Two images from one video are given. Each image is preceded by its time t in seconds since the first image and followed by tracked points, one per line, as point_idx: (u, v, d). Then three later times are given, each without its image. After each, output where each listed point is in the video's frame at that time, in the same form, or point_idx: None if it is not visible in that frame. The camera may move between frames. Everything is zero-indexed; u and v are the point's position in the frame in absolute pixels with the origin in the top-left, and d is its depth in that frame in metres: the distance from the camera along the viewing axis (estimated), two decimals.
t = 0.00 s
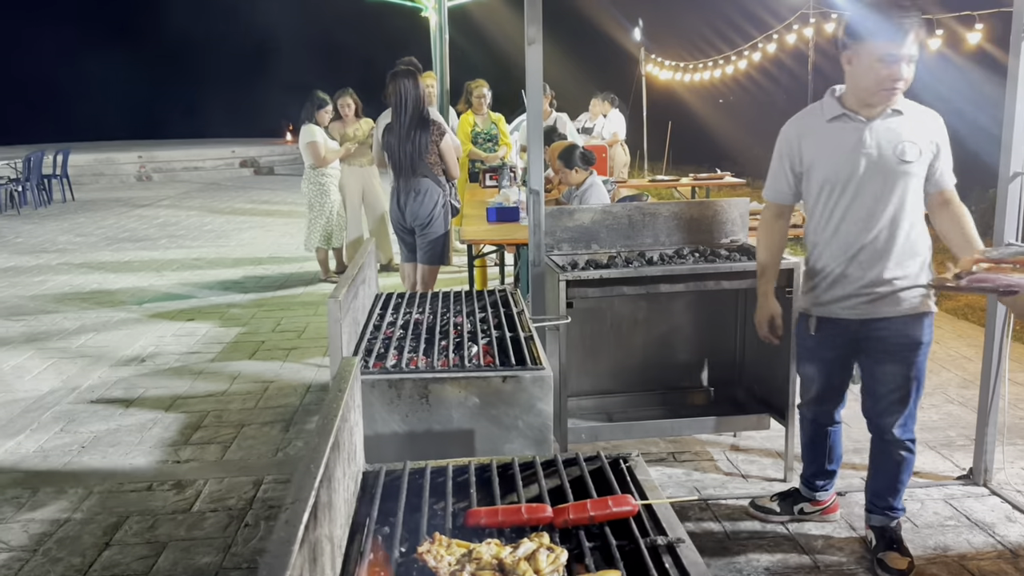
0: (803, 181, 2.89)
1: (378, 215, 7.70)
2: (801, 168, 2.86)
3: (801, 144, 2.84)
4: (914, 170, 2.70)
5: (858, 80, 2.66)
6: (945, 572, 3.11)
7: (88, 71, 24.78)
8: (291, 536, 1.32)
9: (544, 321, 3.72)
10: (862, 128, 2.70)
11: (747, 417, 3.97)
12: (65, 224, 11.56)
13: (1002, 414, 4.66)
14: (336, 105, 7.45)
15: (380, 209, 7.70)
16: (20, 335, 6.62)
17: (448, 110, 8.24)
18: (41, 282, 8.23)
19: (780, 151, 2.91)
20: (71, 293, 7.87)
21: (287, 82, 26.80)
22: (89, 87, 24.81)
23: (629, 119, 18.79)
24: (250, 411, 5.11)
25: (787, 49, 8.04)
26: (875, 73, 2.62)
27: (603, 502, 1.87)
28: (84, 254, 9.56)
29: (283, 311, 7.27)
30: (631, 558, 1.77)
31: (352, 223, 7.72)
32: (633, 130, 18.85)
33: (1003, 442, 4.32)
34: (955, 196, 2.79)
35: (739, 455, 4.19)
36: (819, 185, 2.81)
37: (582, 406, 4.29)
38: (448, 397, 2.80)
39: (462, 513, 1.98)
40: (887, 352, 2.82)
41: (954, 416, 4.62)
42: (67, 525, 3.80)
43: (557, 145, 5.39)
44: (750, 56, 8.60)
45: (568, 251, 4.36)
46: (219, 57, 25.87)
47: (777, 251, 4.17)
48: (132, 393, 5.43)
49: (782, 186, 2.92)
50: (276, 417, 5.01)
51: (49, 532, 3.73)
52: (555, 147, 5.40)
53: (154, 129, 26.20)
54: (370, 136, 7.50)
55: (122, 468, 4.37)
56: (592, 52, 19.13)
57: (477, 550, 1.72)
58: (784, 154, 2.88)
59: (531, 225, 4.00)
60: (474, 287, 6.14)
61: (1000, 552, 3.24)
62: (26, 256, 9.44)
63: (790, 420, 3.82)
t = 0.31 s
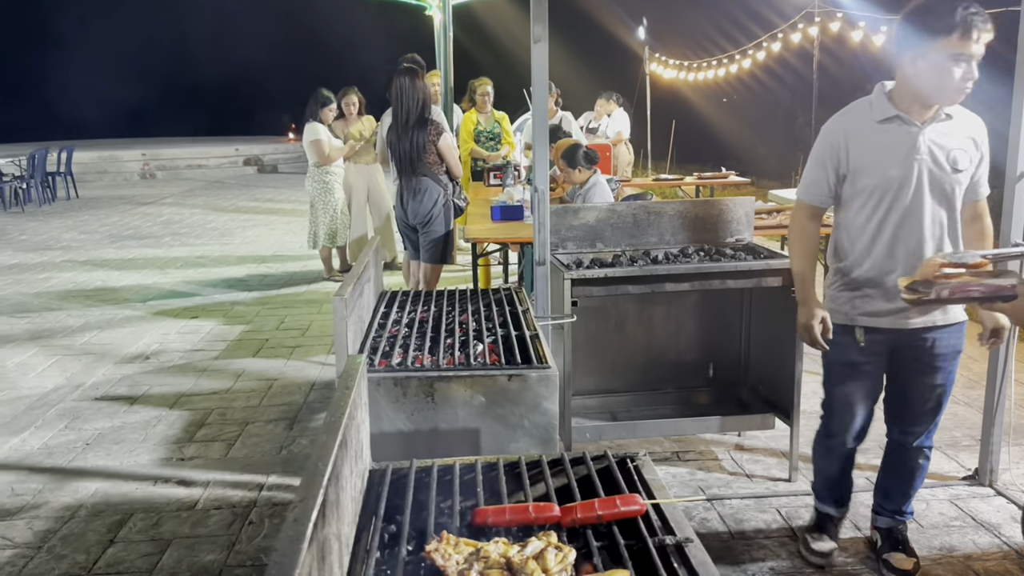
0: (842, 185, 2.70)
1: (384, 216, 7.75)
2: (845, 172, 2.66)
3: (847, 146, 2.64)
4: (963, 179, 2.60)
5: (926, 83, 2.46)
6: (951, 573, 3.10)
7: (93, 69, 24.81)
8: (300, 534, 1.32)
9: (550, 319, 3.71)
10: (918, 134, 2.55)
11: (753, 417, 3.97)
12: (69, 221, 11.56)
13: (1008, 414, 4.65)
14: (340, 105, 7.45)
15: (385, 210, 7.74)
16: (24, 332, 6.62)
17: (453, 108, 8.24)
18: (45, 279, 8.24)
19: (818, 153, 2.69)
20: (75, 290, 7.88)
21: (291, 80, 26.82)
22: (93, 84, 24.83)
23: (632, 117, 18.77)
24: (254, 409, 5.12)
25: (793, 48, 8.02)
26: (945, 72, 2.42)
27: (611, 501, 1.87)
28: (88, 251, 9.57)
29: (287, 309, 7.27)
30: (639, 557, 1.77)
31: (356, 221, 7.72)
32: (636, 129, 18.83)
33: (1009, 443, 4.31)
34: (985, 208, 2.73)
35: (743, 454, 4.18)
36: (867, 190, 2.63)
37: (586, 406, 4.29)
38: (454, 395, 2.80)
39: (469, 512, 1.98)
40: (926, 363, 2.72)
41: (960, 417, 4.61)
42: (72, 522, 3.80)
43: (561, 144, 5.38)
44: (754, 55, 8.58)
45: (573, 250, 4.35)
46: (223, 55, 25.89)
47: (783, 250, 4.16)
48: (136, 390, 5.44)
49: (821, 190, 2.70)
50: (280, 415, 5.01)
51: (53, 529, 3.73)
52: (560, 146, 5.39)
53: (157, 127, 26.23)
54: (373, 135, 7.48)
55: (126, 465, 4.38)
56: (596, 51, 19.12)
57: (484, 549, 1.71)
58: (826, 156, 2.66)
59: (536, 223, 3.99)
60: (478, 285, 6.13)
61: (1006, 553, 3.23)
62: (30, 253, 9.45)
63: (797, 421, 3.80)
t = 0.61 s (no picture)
0: (862, 186, 2.56)
1: (387, 210, 7.87)
2: (870, 173, 2.52)
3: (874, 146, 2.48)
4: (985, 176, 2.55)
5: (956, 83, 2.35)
6: (952, 567, 3.10)
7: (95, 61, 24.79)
8: (304, 522, 1.31)
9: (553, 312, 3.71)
10: (945, 133, 2.45)
11: (753, 411, 3.96)
12: (71, 213, 11.57)
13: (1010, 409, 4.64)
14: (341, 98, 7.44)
15: (387, 204, 7.86)
16: (26, 324, 6.62)
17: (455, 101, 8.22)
18: (47, 271, 8.24)
19: (840, 153, 2.53)
20: (77, 282, 7.88)
21: (293, 73, 26.80)
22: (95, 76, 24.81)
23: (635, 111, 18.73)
24: (256, 401, 5.12)
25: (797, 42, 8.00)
26: (977, 72, 2.31)
27: (615, 492, 1.86)
28: (91, 243, 9.57)
29: (289, 301, 7.27)
30: (643, 548, 1.77)
31: (358, 214, 7.71)
32: (639, 123, 18.80)
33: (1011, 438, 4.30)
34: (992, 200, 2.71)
35: (745, 448, 4.18)
36: (895, 191, 2.50)
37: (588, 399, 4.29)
38: (456, 387, 2.80)
39: (472, 503, 1.98)
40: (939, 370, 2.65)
41: (962, 411, 4.61)
42: (73, 513, 3.80)
43: (564, 137, 5.36)
44: (757, 50, 8.56)
45: (575, 243, 4.34)
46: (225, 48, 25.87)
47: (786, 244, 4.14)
48: (138, 382, 5.44)
49: (842, 192, 2.55)
50: (282, 407, 5.01)
51: (56, 519, 3.74)
52: (563, 139, 5.38)
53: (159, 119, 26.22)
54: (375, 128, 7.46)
55: (127, 456, 4.38)
56: (600, 44, 19.09)
57: (488, 539, 1.71)
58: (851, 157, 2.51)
59: (538, 216, 3.98)
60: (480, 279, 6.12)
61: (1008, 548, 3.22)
62: (33, 245, 9.46)
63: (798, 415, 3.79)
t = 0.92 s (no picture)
0: (903, 184, 2.52)
1: (387, 195, 7.80)
2: (907, 171, 2.48)
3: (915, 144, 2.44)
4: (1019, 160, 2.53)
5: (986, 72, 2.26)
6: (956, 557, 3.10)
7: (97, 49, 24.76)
8: (312, 504, 1.32)
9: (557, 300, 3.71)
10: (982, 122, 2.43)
11: (755, 400, 3.96)
12: (73, 201, 11.57)
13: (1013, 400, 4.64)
14: (342, 87, 7.45)
15: (388, 189, 7.80)
16: (29, 311, 6.63)
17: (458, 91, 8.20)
18: (49, 259, 8.24)
19: (876, 154, 2.50)
20: (79, 270, 7.88)
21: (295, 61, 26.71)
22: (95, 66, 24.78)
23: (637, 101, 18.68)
24: (258, 389, 5.12)
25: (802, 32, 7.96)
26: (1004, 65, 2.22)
27: (620, 478, 1.87)
28: (93, 231, 9.57)
29: (291, 290, 7.27)
30: (648, 534, 1.77)
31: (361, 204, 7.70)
32: (641, 113, 18.75)
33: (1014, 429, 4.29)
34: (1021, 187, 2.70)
35: (747, 438, 4.19)
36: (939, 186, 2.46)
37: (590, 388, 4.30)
38: (461, 374, 2.80)
39: (477, 490, 1.98)
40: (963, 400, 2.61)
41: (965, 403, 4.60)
42: (77, 499, 3.81)
43: (568, 126, 5.35)
44: (762, 40, 8.52)
45: (578, 233, 4.34)
46: (227, 36, 25.81)
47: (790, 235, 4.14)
48: (140, 369, 5.45)
49: (879, 190, 2.53)
50: (285, 395, 5.02)
51: (59, 505, 3.75)
52: (567, 128, 5.36)
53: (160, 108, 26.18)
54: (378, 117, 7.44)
55: (130, 443, 4.39)
56: (603, 33, 19.02)
57: (494, 523, 1.72)
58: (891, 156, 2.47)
59: (542, 205, 3.98)
60: (483, 268, 6.11)
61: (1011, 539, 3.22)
62: (34, 233, 9.46)
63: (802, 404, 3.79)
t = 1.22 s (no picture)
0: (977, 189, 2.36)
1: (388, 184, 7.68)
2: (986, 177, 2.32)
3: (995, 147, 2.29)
4: None
5: None
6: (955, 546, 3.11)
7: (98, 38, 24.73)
8: (319, 488, 1.33)
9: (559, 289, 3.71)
10: None
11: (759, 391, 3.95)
12: (74, 190, 11.57)
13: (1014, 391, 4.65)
14: (344, 77, 7.45)
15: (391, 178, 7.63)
16: (31, 299, 6.64)
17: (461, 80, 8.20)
18: (52, 247, 8.24)
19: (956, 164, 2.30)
20: (81, 258, 7.89)
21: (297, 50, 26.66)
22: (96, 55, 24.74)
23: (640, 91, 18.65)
24: (260, 377, 5.14)
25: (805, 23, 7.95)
26: None
27: (623, 464, 1.88)
28: (95, 219, 9.58)
29: (293, 279, 7.28)
30: (651, 520, 1.78)
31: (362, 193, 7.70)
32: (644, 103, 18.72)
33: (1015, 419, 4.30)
34: None
35: (748, 428, 4.20)
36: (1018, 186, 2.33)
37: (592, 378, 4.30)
38: (464, 363, 2.81)
39: (480, 476, 1.99)
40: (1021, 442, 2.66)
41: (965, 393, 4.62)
42: (80, 486, 3.82)
43: (570, 116, 5.35)
44: (766, 30, 8.50)
45: (580, 222, 4.34)
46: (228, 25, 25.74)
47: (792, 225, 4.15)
48: (143, 358, 5.46)
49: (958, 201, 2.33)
50: (287, 384, 5.04)
51: (62, 492, 3.76)
52: (569, 117, 5.36)
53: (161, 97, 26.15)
54: (380, 105, 7.43)
55: (133, 431, 4.40)
56: (605, 23, 18.98)
57: (498, 509, 1.73)
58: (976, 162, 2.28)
59: (545, 193, 3.98)
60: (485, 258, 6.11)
61: (1010, 528, 3.24)
62: (36, 221, 9.46)
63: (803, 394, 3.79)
